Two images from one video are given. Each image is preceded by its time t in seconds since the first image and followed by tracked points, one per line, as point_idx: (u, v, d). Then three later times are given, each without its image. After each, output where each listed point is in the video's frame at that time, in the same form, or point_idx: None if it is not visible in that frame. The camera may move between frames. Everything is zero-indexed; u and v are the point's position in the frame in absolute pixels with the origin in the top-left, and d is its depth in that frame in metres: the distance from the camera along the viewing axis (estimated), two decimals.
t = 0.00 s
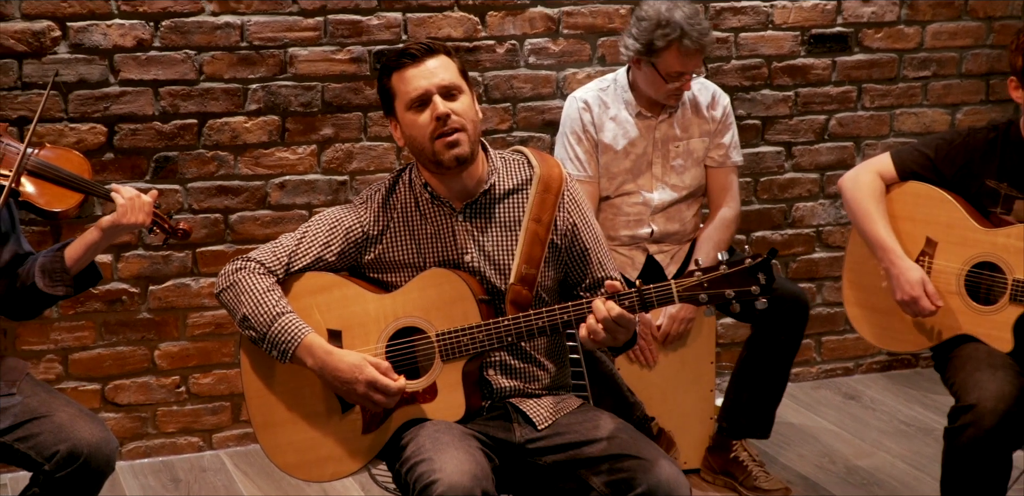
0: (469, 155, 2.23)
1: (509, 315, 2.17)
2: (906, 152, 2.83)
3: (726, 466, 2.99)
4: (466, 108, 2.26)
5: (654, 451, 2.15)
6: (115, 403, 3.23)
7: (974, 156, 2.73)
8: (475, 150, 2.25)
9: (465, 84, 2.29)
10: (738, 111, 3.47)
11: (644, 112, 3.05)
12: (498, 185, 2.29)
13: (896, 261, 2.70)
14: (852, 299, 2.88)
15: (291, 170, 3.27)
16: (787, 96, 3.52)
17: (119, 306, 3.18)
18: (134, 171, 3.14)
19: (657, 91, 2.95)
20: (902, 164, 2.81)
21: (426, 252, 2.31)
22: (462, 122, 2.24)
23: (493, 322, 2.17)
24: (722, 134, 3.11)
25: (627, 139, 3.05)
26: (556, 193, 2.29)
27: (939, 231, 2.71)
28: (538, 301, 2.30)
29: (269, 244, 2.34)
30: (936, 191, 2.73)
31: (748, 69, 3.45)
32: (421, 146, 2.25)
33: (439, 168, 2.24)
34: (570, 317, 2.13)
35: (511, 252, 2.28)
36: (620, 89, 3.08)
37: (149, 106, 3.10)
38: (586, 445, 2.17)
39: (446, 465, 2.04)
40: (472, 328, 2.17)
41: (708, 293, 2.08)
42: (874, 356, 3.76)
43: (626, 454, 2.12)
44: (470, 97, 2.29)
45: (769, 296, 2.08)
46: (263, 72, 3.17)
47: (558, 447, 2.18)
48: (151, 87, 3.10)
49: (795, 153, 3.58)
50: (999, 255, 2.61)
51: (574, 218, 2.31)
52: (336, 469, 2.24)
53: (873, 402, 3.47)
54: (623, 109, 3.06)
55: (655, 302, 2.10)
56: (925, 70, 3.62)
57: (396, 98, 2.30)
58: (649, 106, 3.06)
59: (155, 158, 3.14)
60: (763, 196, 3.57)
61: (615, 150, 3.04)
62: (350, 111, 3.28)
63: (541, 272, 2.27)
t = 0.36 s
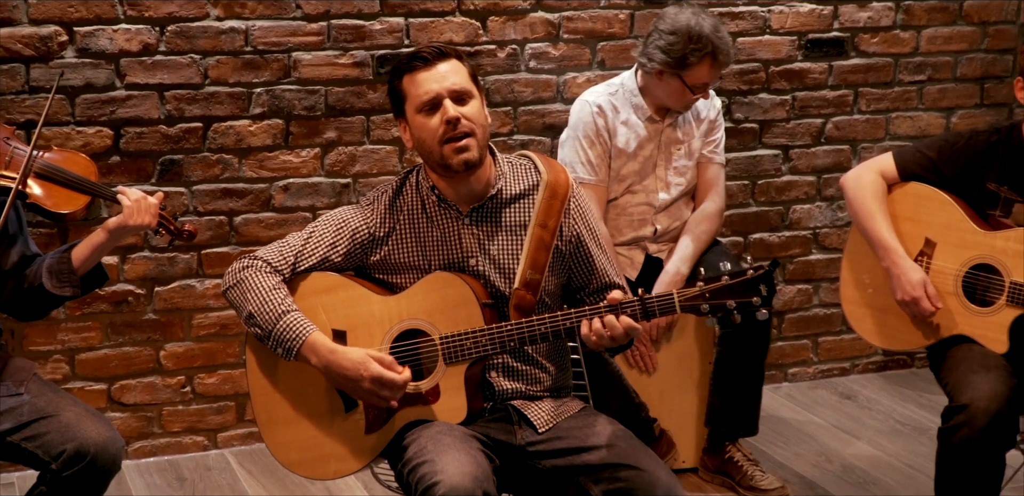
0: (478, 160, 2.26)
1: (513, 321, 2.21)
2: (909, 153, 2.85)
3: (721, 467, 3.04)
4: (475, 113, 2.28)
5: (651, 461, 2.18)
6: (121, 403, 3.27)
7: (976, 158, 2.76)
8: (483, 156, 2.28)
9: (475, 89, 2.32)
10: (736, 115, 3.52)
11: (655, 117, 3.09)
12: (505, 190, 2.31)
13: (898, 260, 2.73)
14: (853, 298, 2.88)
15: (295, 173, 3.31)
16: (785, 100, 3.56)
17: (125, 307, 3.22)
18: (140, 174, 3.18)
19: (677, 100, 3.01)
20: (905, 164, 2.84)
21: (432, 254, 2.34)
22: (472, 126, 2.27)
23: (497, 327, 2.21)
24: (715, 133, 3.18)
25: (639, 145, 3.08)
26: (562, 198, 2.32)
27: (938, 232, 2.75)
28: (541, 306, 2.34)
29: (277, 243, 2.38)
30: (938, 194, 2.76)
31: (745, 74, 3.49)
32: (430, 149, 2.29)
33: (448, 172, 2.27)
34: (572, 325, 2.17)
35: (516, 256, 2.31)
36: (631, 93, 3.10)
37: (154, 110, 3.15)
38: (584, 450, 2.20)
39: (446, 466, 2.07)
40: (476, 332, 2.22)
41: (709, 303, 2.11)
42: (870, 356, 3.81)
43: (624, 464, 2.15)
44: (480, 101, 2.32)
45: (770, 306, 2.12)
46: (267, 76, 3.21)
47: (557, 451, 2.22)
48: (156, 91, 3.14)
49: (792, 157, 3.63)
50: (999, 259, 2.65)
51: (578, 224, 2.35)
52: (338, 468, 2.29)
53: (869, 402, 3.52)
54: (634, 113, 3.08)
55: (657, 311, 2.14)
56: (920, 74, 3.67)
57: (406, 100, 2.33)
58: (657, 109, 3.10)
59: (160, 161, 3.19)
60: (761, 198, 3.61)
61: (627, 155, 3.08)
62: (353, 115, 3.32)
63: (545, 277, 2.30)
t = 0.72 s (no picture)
0: (490, 168, 2.27)
1: (516, 328, 2.25)
2: (909, 153, 2.89)
3: (721, 465, 3.09)
4: (490, 119, 2.29)
5: (651, 468, 2.20)
6: (127, 403, 3.31)
7: (974, 159, 2.80)
8: (496, 164, 2.30)
9: (491, 94, 2.33)
10: (733, 119, 3.56)
11: (658, 120, 3.12)
12: (518, 197, 2.34)
13: (919, 235, 2.73)
14: (850, 294, 2.90)
15: (299, 176, 3.36)
16: (782, 104, 3.61)
17: (131, 308, 3.26)
18: (145, 177, 3.22)
19: (683, 103, 3.06)
20: (904, 163, 2.88)
21: (438, 257, 2.37)
22: (485, 133, 2.28)
23: (500, 334, 2.24)
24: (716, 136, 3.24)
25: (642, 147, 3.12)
26: (573, 206, 2.35)
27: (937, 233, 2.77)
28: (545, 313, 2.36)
29: (286, 240, 2.41)
30: (937, 194, 2.79)
31: (743, 78, 3.54)
32: (442, 153, 2.30)
33: (459, 180, 2.29)
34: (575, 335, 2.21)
35: (523, 263, 2.33)
36: (635, 95, 3.13)
37: (160, 113, 3.19)
38: (584, 455, 2.22)
39: (446, 469, 2.09)
40: (480, 338, 2.25)
41: (712, 318, 2.14)
42: (866, 356, 3.86)
43: (623, 471, 2.18)
44: (495, 107, 2.33)
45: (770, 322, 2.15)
46: (271, 80, 3.26)
47: (558, 455, 2.24)
48: (162, 95, 3.18)
49: (789, 160, 3.67)
50: (999, 262, 2.67)
51: (587, 232, 2.37)
52: (338, 466, 2.33)
53: (865, 402, 3.57)
54: (638, 115, 3.12)
55: (660, 324, 2.16)
56: (915, 79, 3.73)
57: (422, 102, 2.33)
58: (662, 112, 3.13)
59: (166, 164, 3.23)
60: (758, 200, 3.66)
61: (630, 156, 3.11)
62: (356, 118, 3.36)
63: (552, 284, 2.32)
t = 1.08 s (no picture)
0: (501, 176, 2.30)
1: (523, 338, 2.28)
2: (903, 157, 2.93)
3: (721, 461, 3.10)
4: (503, 130, 2.31)
5: (652, 475, 2.22)
6: (132, 402, 3.36)
7: (966, 163, 2.83)
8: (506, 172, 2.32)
9: (506, 105, 2.33)
10: (731, 122, 3.61)
11: (651, 121, 3.16)
12: (528, 205, 2.36)
13: (903, 254, 2.79)
14: (842, 296, 2.97)
15: (302, 179, 3.40)
16: (779, 107, 3.66)
17: (137, 309, 3.31)
18: (151, 179, 3.26)
19: (670, 101, 3.08)
20: (899, 168, 2.92)
21: (446, 261, 2.40)
22: (498, 142, 2.30)
23: (507, 342, 2.29)
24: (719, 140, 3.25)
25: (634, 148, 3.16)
26: (582, 215, 2.37)
27: (930, 235, 2.82)
28: (551, 320, 2.39)
29: (296, 239, 2.43)
30: (931, 198, 2.84)
31: (741, 82, 3.59)
32: (454, 159, 2.31)
33: (470, 183, 2.31)
34: (582, 346, 2.26)
35: (532, 272, 2.36)
36: (628, 98, 3.18)
37: (165, 117, 3.23)
38: (585, 460, 2.24)
39: (448, 472, 2.12)
40: (487, 346, 2.29)
41: (718, 337, 2.16)
42: (863, 357, 3.90)
43: (624, 478, 2.19)
44: (509, 117, 2.34)
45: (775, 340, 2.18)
46: (275, 84, 3.30)
47: (559, 459, 2.26)
48: (167, 98, 3.22)
49: (787, 163, 3.72)
50: (991, 262, 2.73)
51: (594, 241, 2.39)
52: (341, 462, 2.36)
53: (861, 402, 3.61)
54: (631, 117, 3.16)
55: (665, 339, 2.18)
56: (911, 83, 3.78)
57: (436, 109, 2.34)
58: (655, 115, 3.17)
59: (171, 167, 3.27)
60: (756, 203, 3.70)
61: (622, 157, 3.15)
62: (359, 122, 3.41)
63: (558, 292, 2.35)
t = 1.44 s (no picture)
0: (505, 181, 2.34)
1: (524, 340, 2.32)
2: (893, 164, 2.97)
3: (718, 461, 3.14)
4: (507, 134, 2.35)
5: (651, 477, 2.25)
6: (138, 402, 3.40)
7: (957, 166, 2.88)
8: (510, 177, 2.36)
9: (510, 109, 2.37)
10: (730, 125, 3.66)
11: (645, 126, 3.20)
12: (531, 208, 2.40)
13: (875, 269, 2.86)
14: (835, 300, 3.03)
15: (306, 181, 3.44)
16: (777, 111, 3.70)
17: (142, 309, 3.35)
18: (156, 182, 3.31)
19: (653, 100, 3.11)
20: (890, 174, 2.96)
21: (449, 264, 2.44)
22: (502, 147, 2.34)
23: (508, 345, 2.33)
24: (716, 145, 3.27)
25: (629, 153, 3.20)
26: (584, 219, 2.40)
27: (923, 238, 2.87)
28: (552, 322, 2.43)
29: (301, 242, 2.49)
30: (920, 201, 2.88)
31: (739, 86, 3.64)
32: (460, 163, 2.35)
33: (474, 187, 2.35)
34: (582, 350, 2.30)
35: (534, 275, 2.40)
36: (623, 104, 3.22)
37: (170, 120, 3.27)
38: (585, 462, 2.27)
39: (450, 474, 2.15)
40: (488, 348, 2.33)
41: (717, 341, 2.21)
42: (859, 357, 3.94)
43: (624, 480, 2.22)
44: (513, 122, 2.38)
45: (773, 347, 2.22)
46: (279, 88, 3.34)
47: (559, 460, 2.30)
48: (172, 102, 3.27)
49: (784, 165, 3.76)
50: (980, 262, 2.77)
51: (595, 245, 2.43)
52: (343, 463, 2.40)
53: (858, 402, 3.65)
54: (625, 122, 3.21)
55: (665, 344, 2.21)
56: (906, 86, 3.82)
57: (442, 112, 2.38)
58: (648, 119, 3.22)
59: (176, 170, 3.31)
60: (754, 205, 3.75)
61: (618, 163, 3.20)
62: (362, 125, 3.45)
63: (559, 295, 2.39)
